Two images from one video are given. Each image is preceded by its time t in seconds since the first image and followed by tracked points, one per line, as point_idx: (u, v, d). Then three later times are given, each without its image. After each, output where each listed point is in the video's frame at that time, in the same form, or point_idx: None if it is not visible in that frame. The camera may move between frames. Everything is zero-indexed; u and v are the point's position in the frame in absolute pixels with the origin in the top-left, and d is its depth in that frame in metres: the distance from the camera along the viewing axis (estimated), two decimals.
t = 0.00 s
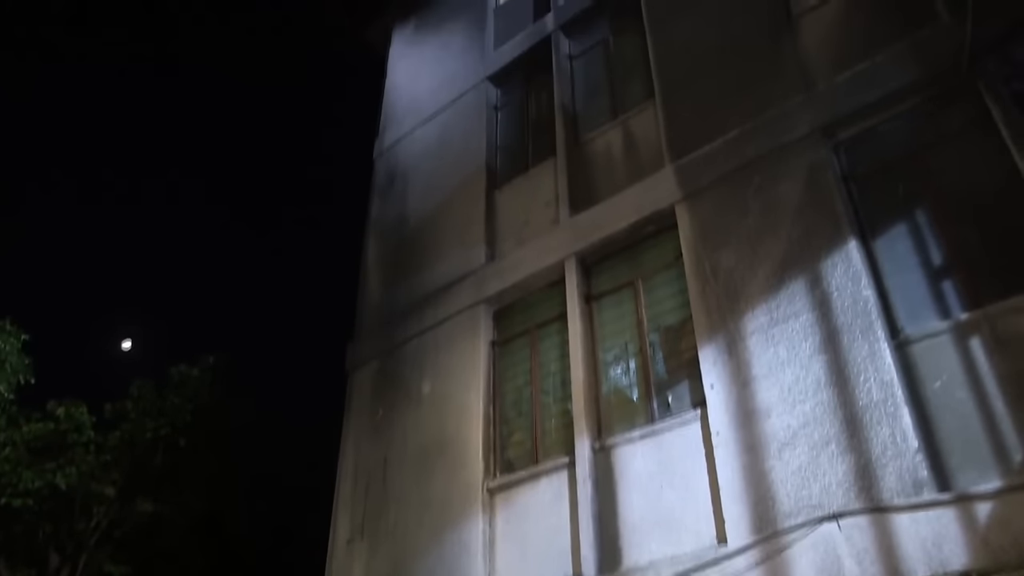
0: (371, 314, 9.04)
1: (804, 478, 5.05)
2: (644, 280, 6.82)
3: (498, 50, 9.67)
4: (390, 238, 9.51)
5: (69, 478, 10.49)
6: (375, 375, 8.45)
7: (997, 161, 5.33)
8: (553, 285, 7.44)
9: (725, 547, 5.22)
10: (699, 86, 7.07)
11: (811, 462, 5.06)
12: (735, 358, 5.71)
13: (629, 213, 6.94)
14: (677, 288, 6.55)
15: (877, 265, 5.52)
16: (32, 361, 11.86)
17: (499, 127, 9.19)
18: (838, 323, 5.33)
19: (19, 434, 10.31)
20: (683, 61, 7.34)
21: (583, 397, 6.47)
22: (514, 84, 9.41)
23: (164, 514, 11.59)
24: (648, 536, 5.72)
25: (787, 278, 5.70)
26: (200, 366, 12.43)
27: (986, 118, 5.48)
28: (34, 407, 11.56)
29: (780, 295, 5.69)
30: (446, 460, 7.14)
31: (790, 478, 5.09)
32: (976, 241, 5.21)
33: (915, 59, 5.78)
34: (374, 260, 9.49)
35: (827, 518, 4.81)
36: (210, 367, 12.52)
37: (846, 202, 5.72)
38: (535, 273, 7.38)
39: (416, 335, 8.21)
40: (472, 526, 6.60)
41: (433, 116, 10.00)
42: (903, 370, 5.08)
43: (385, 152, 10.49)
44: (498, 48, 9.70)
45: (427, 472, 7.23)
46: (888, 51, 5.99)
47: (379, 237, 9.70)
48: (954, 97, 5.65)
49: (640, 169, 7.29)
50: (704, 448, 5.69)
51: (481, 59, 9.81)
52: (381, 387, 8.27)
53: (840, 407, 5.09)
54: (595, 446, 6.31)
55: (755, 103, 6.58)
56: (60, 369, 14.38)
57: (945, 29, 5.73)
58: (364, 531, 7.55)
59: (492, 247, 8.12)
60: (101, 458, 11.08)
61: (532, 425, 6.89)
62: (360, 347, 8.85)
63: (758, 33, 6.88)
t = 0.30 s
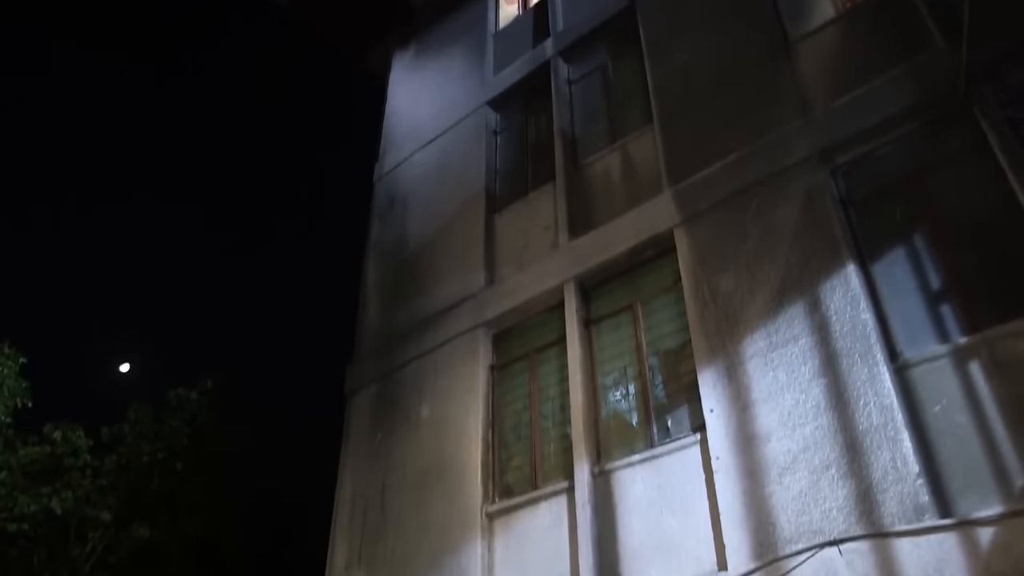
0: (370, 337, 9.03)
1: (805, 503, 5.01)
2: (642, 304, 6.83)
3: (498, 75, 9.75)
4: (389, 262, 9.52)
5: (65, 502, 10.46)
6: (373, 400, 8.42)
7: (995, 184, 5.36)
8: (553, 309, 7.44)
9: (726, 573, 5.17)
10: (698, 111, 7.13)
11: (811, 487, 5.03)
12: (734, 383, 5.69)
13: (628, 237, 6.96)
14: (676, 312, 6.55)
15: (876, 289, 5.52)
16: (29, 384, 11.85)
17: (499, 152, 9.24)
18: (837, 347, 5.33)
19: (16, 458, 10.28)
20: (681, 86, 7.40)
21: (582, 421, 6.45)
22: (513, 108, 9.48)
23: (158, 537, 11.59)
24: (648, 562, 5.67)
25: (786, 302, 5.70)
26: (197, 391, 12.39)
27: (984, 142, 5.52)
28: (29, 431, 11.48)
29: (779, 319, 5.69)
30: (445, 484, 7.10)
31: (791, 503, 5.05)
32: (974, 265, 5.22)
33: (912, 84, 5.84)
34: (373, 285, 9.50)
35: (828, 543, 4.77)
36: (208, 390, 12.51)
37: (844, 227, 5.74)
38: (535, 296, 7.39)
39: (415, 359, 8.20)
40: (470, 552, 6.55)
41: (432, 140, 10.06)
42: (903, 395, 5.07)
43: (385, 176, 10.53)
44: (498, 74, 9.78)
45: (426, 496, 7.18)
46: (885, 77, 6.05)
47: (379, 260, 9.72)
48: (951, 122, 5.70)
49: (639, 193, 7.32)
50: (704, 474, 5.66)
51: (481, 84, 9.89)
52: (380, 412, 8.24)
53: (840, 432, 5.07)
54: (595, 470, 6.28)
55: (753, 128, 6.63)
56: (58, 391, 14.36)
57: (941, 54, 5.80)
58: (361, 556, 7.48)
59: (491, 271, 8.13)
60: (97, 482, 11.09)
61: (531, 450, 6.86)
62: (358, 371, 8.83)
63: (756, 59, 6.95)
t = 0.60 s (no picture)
0: (369, 359, 9.02)
1: (805, 526, 4.98)
2: (642, 325, 6.83)
3: (498, 98, 9.81)
4: (389, 284, 9.54)
5: (60, 526, 10.50)
6: (372, 423, 8.39)
7: (992, 206, 5.38)
8: (552, 331, 7.44)
9: None
10: (696, 133, 7.17)
11: (812, 510, 5.00)
12: (734, 405, 5.68)
13: (627, 259, 6.98)
14: (675, 334, 6.55)
15: (876, 311, 5.53)
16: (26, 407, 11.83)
17: (498, 174, 9.29)
18: (837, 369, 5.32)
19: (12, 479, 10.34)
20: (680, 110, 7.45)
21: (581, 443, 6.43)
22: (513, 131, 9.54)
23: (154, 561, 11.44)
24: None
25: (786, 324, 5.70)
26: (195, 412, 12.56)
27: (981, 165, 5.54)
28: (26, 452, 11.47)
29: (779, 341, 5.69)
30: (444, 507, 7.05)
31: (791, 527, 5.02)
32: (973, 288, 5.23)
33: (909, 107, 5.87)
34: (373, 306, 9.50)
35: (830, 567, 4.74)
36: (207, 412, 12.64)
37: (843, 250, 5.76)
38: (534, 318, 7.39)
39: (414, 381, 8.18)
40: None
41: (432, 163, 10.11)
42: (903, 418, 5.06)
43: (385, 198, 10.58)
44: (498, 97, 9.86)
45: (424, 519, 7.14)
46: (882, 100, 6.09)
47: (379, 282, 9.73)
48: (948, 145, 5.73)
49: (638, 215, 7.35)
50: (704, 497, 5.62)
51: (481, 107, 9.96)
52: (378, 434, 8.21)
53: (840, 454, 5.05)
54: (594, 493, 6.25)
55: (751, 150, 6.66)
56: (56, 413, 14.32)
57: (937, 77, 5.83)
58: None
59: (491, 293, 8.14)
60: (94, 505, 11.10)
61: (530, 472, 6.83)
62: (357, 393, 8.81)
63: (754, 83, 7.01)
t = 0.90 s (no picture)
0: (368, 383, 9.00)
1: (807, 552, 4.93)
2: (642, 349, 6.83)
3: (498, 123, 9.88)
4: (388, 308, 9.54)
5: (56, 551, 10.53)
6: (371, 447, 8.36)
7: (990, 230, 5.40)
8: (552, 355, 7.44)
9: None
10: (695, 158, 7.21)
11: (814, 535, 4.95)
12: (734, 429, 5.65)
13: (626, 283, 6.99)
14: (674, 358, 6.54)
15: (875, 336, 5.53)
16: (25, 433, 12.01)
17: (498, 198, 9.33)
18: (837, 393, 5.30)
19: (7, 503, 10.55)
20: (679, 135, 7.50)
21: (581, 468, 6.40)
22: (512, 155, 9.59)
23: None
24: None
25: (785, 348, 5.70)
26: (193, 436, 12.80)
27: (978, 189, 5.57)
28: (25, 475, 11.77)
29: (779, 365, 5.68)
30: (442, 533, 6.99)
31: (793, 552, 4.97)
32: (971, 311, 5.24)
33: (906, 132, 5.90)
34: (372, 330, 9.50)
35: None
36: (205, 436, 12.87)
37: (842, 274, 5.77)
38: (534, 342, 7.39)
39: (413, 405, 8.16)
40: None
41: (432, 187, 10.15)
42: (904, 442, 5.04)
43: (385, 222, 10.60)
44: (498, 121, 9.92)
45: (423, 543, 7.09)
46: (879, 125, 6.13)
47: (378, 306, 9.73)
48: (945, 170, 5.77)
49: (636, 239, 7.37)
50: (705, 522, 5.58)
51: (481, 131, 10.01)
52: (377, 458, 8.17)
53: (841, 479, 5.02)
54: (594, 518, 6.21)
55: (749, 176, 6.69)
56: (53, 438, 14.27)
57: (933, 103, 5.88)
58: None
59: (490, 317, 8.14)
60: (90, 530, 11.24)
61: (530, 497, 6.79)
62: (356, 417, 8.79)
63: (751, 109, 7.06)
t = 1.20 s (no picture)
0: (367, 407, 8.97)
1: None
2: (641, 373, 6.82)
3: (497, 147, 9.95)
4: (388, 331, 9.54)
5: None
6: (370, 471, 8.31)
7: (988, 254, 5.42)
8: (551, 379, 7.43)
9: None
10: (693, 182, 7.25)
11: (815, 560, 4.90)
12: (734, 453, 5.63)
13: (626, 307, 6.99)
14: (674, 382, 6.53)
15: (875, 360, 5.52)
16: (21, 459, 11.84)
17: (498, 222, 9.37)
18: (837, 417, 5.28)
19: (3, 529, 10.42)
20: (677, 159, 7.55)
21: (580, 492, 6.37)
22: (512, 179, 9.64)
23: None
24: None
25: (785, 372, 5.69)
26: (192, 460, 12.76)
27: (976, 214, 5.60)
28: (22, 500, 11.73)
29: (779, 389, 5.66)
30: (441, 558, 6.93)
31: None
32: (971, 334, 5.24)
33: (904, 156, 5.94)
34: (372, 354, 9.48)
35: None
36: (203, 460, 12.81)
37: (841, 298, 5.78)
38: (533, 366, 7.38)
39: (412, 429, 8.13)
40: None
41: (432, 211, 10.19)
42: (905, 467, 5.01)
43: (385, 245, 10.63)
44: (497, 145, 9.98)
45: (421, 569, 7.03)
46: (877, 150, 6.17)
47: (378, 329, 9.73)
48: (942, 194, 5.80)
49: (635, 263, 7.39)
50: (705, 548, 5.54)
51: (480, 155, 10.07)
52: (376, 482, 8.12)
53: (842, 504, 4.98)
54: (594, 544, 6.16)
55: (748, 200, 6.72)
56: (49, 462, 14.21)
57: (930, 128, 5.91)
58: None
59: (489, 340, 8.13)
60: (85, 555, 11.13)
61: (529, 522, 6.75)
62: (355, 441, 8.75)
63: (749, 133, 7.11)
